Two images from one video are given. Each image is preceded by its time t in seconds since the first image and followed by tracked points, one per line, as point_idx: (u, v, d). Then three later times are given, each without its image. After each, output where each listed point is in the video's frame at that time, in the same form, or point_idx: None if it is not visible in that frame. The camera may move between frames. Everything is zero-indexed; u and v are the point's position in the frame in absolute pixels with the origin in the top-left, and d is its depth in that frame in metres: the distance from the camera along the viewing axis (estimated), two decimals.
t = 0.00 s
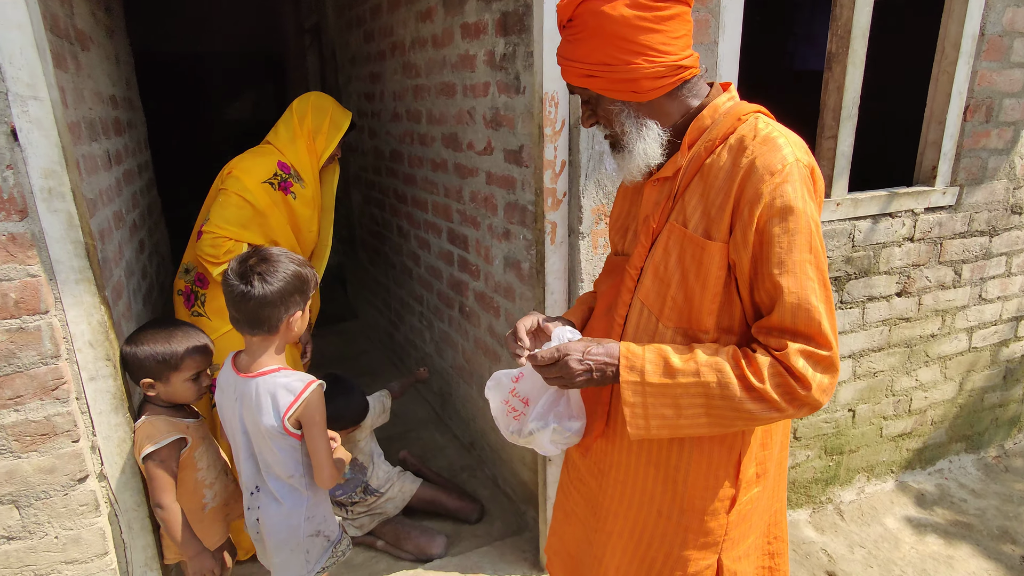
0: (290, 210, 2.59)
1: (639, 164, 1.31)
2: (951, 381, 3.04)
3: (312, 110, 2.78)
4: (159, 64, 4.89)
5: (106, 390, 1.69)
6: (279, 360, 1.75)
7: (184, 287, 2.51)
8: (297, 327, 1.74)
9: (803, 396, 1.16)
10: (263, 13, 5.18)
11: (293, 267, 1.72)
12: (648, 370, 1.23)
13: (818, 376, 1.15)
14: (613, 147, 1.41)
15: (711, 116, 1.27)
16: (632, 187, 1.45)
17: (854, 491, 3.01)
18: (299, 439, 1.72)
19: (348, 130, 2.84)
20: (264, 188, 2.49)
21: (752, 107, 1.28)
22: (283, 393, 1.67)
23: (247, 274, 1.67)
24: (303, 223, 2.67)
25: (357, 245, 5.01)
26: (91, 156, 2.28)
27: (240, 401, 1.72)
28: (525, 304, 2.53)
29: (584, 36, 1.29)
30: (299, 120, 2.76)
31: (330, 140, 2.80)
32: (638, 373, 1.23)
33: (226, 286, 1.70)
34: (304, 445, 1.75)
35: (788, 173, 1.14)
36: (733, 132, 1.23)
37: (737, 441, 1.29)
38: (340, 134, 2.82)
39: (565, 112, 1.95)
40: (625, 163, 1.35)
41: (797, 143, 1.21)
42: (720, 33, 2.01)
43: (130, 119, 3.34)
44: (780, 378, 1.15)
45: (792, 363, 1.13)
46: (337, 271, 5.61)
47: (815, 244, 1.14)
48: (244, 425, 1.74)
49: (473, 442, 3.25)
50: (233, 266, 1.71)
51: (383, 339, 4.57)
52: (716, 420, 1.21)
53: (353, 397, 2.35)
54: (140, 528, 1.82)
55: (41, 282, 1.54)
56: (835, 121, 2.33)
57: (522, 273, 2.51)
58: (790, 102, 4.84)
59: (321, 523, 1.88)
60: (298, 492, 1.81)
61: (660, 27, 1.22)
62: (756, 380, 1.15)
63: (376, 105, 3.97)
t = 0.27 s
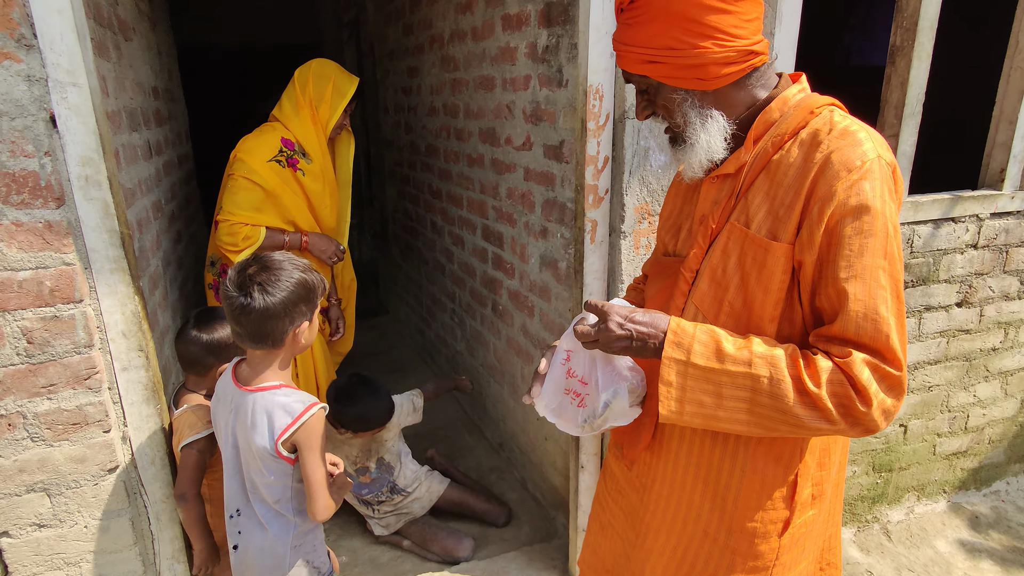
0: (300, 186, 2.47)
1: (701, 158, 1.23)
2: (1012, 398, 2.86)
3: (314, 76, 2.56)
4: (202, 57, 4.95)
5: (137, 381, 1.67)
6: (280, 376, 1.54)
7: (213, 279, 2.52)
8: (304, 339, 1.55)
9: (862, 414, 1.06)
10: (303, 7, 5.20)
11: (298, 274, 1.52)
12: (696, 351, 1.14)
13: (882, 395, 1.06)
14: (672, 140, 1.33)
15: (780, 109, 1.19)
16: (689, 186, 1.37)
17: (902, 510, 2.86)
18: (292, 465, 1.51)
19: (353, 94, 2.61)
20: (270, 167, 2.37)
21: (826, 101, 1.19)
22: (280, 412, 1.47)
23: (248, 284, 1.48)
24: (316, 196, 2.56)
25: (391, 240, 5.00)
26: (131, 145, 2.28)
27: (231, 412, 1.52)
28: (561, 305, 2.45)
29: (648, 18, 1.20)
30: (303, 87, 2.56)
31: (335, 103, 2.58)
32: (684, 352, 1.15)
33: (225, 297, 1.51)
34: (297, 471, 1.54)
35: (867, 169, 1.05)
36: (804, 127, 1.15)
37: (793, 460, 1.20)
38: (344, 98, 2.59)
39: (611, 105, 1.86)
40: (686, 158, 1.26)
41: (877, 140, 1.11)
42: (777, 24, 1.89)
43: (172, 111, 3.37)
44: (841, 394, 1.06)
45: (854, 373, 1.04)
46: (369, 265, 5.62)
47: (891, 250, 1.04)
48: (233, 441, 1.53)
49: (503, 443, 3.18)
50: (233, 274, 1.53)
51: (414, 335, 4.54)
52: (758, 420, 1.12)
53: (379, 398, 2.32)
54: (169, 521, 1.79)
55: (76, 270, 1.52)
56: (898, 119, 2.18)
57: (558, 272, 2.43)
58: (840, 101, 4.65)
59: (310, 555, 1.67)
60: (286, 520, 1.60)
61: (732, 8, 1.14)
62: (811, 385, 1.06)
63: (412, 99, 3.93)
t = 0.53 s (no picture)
0: (306, 188, 2.35)
1: (741, 170, 1.11)
2: None
3: (307, 70, 2.41)
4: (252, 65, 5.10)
5: (166, 386, 1.69)
6: (269, 395, 1.51)
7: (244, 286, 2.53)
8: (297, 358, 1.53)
9: (909, 456, 0.96)
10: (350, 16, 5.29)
11: (293, 293, 1.50)
12: (730, 366, 1.04)
13: (932, 436, 0.95)
14: (710, 150, 1.22)
15: (831, 118, 1.07)
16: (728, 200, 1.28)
17: (961, 546, 2.65)
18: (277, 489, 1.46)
19: (349, 82, 2.43)
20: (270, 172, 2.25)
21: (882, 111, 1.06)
22: (265, 432, 1.44)
23: (242, 302, 1.47)
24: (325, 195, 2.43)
25: (430, 246, 5.02)
26: (173, 152, 2.33)
27: (222, 432, 1.50)
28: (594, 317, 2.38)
29: (687, 19, 1.09)
30: (297, 83, 2.41)
31: (330, 94, 2.41)
32: (717, 365, 1.05)
33: (219, 315, 1.50)
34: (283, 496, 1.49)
35: (930, 185, 0.94)
36: (858, 138, 1.03)
37: (837, 501, 1.09)
38: (339, 87, 2.41)
39: (648, 112, 1.78)
40: (724, 170, 1.15)
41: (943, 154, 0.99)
42: (829, 26, 1.78)
43: (219, 118, 3.46)
44: (885, 433, 0.95)
45: (904, 409, 0.93)
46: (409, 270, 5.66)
47: (952, 276, 0.93)
48: (223, 461, 1.51)
49: (534, 456, 3.12)
50: (227, 289, 1.52)
51: (450, 341, 4.53)
52: (788, 446, 1.02)
53: (401, 413, 2.29)
54: (194, 525, 1.82)
55: (108, 276, 1.54)
56: (962, 126, 2.03)
57: (592, 284, 2.36)
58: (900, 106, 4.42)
59: None
60: (273, 546, 1.55)
61: (781, 8, 1.02)
62: (854, 418, 0.96)
63: (452, 106, 3.93)
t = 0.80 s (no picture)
0: (300, 191, 2.35)
1: (735, 172, 1.05)
2: None
3: (294, 72, 2.42)
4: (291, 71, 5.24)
5: (172, 385, 1.71)
6: (237, 392, 1.52)
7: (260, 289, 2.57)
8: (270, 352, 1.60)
9: (915, 483, 0.87)
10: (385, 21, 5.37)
11: (256, 296, 1.52)
12: (713, 397, 0.98)
13: (938, 462, 0.86)
14: (704, 149, 1.14)
15: (829, 113, 0.99)
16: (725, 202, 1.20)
17: None
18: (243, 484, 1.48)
19: (335, 80, 2.40)
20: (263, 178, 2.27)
21: (885, 101, 0.98)
22: (231, 426, 1.47)
23: (207, 316, 1.47)
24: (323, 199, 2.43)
25: (460, 249, 5.03)
26: (195, 156, 2.39)
27: (197, 429, 1.54)
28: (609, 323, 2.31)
29: (671, 13, 1.03)
30: (287, 87, 2.42)
31: (318, 95, 2.39)
32: (699, 397, 0.98)
33: (185, 330, 1.50)
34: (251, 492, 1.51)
35: (929, 184, 0.85)
36: (856, 133, 0.95)
37: (834, 526, 1.01)
38: (325, 87, 2.39)
39: (657, 111, 1.72)
40: (718, 173, 1.09)
41: (948, 147, 0.90)
42: (854, 18, 1.68)
43: (251, 122, 3.55)
44: (885, 457, 0.88)
45: (906, 432, 0.85)
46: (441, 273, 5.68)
47: (956, 284, 0.85)
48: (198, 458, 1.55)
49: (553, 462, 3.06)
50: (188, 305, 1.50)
51: (477, 344, 4.52)
52: (779, 476, 0.95)
53: (408, 421, 2.26)
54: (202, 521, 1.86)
55: (115, 276, 1.59)
56: (1004, 122, 1.88)
57: (608, 288, 2.30)
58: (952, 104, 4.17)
59: None
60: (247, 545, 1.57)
61: None
62: (852, 444, 0.88)
63: (479, 108, 3.92)
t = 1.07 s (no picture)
0: (264, 200, 2.30)
1: (697, 174, 1.00)
2: None
3: (253, 79, 2.38)
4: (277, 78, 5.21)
5: (138, 400, 1.67)
6: (179, 407, 1.51)
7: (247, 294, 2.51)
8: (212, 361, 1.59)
9: (895, 498, 0.83)
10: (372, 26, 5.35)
11: (189, 306, 1.51)
12: (682, 407, 0.94)
13: (916, 473, 0.83)
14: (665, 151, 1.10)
15: (786, 110, 0.95)
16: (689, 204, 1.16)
17: None
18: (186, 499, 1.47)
19: (294, 84, 2.36)
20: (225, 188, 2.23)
21: (845, 97, 0.94)
22: (168, 442, 1.45)
23: (137, 329, 1.45)
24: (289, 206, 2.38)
25: (449, 254, 4.98)
26: (168, 165, 2.36)
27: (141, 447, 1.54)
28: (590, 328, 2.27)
29: (619, 11, 0.98)
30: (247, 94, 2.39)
31: (277, 100, 2.35)
32: (668, 408, 0.94)
33: (117, 344, 1.49)
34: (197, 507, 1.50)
35: (889, 184, 0.81)
36: (814, 131, 0.91)
37: (805, 542, 0.96)
38: (284, 92, 2.35)
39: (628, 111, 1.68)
40: (680, 175, 1.04)
41: (908, 142, 0.86)
42: (826, 13, 1.64)
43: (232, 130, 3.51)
44: (862, 470, 0.83)
45: (883, 445, 0.81)
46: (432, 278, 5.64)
47: (922, 287, 0.81)
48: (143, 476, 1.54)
49: (541, 470, 3.01)
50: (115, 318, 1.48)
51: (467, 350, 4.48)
52: (757, 493, 0.90)
53: (396, 436, 2.22)
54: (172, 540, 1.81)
55: (74, 289, 1.55)
56: (986, 117, 1.84)
57: (588, 293, 2.26)
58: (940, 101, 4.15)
59: None
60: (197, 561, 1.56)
61: None
62: (828, 458, 0.83)
63: (464, 112, 3.89)
